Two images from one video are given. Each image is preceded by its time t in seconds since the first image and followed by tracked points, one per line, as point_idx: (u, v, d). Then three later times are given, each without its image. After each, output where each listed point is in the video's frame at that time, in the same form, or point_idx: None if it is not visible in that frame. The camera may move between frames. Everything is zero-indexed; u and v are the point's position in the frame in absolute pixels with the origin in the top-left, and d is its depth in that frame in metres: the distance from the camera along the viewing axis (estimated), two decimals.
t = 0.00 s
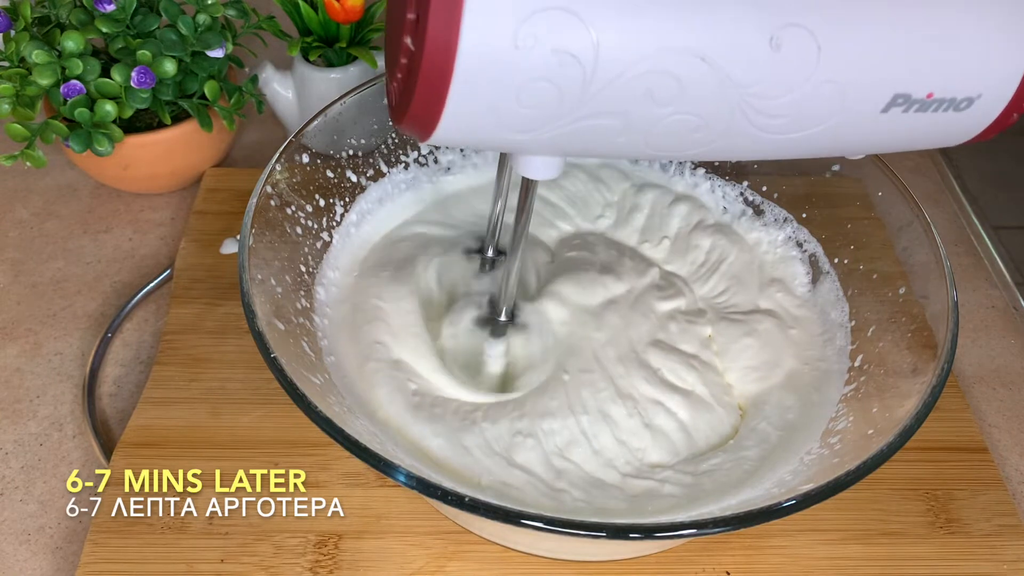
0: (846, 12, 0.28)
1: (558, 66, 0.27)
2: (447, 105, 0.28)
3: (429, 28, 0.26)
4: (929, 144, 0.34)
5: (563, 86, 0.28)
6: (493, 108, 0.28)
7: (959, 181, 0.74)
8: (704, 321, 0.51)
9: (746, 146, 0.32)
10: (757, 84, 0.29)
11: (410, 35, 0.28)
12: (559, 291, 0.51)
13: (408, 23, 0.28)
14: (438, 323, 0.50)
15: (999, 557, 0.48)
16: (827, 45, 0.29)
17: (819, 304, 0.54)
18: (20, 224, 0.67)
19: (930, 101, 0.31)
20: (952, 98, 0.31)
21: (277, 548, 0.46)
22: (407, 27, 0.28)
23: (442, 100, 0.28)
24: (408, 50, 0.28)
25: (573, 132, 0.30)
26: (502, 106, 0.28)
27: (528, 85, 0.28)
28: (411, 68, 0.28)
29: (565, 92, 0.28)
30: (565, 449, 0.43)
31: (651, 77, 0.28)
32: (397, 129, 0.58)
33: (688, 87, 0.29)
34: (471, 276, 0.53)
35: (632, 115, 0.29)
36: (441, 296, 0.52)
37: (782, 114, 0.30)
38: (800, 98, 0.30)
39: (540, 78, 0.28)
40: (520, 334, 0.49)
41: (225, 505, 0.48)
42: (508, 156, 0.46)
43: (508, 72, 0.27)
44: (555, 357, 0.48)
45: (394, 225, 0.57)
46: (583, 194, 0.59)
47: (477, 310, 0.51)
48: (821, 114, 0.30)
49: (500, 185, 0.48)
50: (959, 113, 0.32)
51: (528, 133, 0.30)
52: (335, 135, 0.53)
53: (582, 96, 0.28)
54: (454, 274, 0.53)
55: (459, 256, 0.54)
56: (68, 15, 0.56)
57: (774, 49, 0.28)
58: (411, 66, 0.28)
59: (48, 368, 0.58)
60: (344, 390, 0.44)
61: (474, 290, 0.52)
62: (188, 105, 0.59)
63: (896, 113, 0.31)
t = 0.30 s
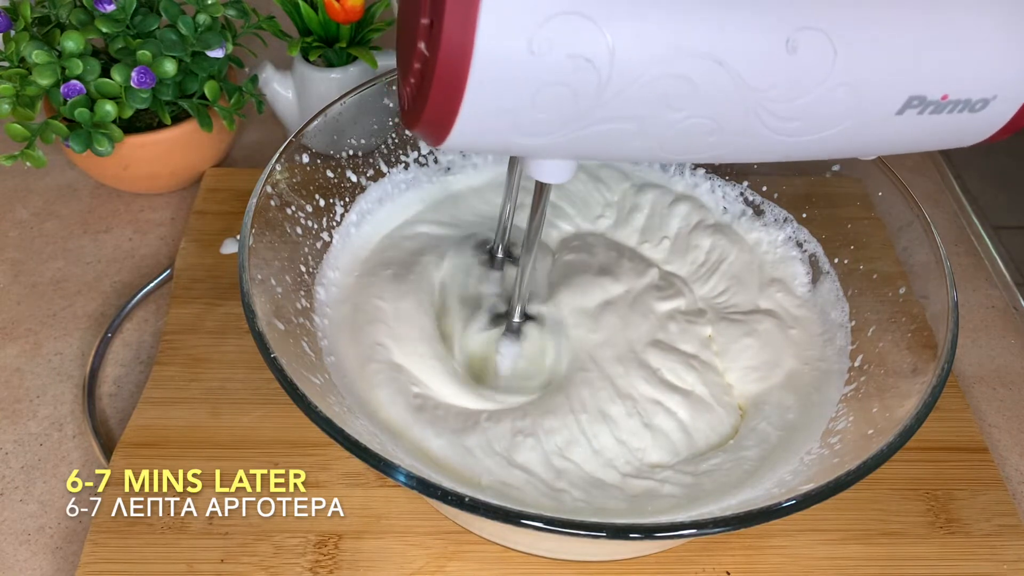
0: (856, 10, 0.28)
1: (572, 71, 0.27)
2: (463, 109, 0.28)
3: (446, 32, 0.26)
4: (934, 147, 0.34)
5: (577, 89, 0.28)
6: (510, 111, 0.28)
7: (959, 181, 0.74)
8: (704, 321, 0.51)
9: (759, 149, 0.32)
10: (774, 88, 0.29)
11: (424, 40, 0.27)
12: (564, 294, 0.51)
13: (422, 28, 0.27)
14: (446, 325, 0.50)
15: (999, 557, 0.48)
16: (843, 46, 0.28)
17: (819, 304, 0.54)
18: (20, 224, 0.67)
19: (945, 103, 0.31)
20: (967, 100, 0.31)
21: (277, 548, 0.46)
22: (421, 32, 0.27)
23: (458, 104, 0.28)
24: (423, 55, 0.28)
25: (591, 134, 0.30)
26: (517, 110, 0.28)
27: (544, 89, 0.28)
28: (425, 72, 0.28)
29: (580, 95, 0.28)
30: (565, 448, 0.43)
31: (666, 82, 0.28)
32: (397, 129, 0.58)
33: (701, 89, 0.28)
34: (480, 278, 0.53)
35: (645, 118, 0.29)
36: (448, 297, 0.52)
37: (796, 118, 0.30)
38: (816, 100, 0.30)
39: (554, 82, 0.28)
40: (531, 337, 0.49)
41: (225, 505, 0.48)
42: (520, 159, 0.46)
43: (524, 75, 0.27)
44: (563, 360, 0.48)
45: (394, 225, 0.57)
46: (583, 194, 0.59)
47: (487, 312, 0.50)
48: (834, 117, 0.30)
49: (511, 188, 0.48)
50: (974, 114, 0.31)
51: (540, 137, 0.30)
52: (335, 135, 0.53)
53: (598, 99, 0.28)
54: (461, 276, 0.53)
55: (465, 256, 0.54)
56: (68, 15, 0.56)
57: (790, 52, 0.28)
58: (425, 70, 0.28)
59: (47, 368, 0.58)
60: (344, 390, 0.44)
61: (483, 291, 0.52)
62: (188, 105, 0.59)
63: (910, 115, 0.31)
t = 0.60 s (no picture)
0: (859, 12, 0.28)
1: (575, 68, 0.27)
2: (465, 104, 0.28)
3: (448, 27, 0.26)
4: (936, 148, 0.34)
5: (580, 87, 0.28)
6: (510, 111, 0.28)
7: (959, 182, 0.74)
8: (703, 321, 0.51)
9: (763, 150, 0.32)
10: (777, 88, 0.29)
11: (427, 36, 0.27)
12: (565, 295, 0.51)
13: (425, 24, 0.27)
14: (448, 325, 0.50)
15: (999, 557, 0.48)
16: (846, 45, 0.28)
17: (818, 305, 0.54)
18: (20, 224, 0.67)
19: (949, 104, 0.31)
20: (971, 101, 0.31)
21: (277, 548, 0.46)
22: (423, 28, 0.28)
23: (460, 99, 0.28)
24: (425, 51, 0.28)
25: (591, 133, 0.30)
26: (519, 109, 0.28)
27: (545, 87, 0.28)
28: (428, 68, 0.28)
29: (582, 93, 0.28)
30: (565, 448, 0.43)
31: (668, 81, 0.28)
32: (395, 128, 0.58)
33: (704, 90, 0.28)
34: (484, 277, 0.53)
35: (647, 116, 0.29)
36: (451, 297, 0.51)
37: (801, 118, 0.30)
38: (818, 101, 0.29)
39: (556, 80, 0.28)
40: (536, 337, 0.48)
41: (225, 505, 0.48)
42: (524, 159, 0.46)
43: (526, 73, 0.27)
44: (565, 362, 0.48)
45: (394, 226, 0.57)
46: (583, 193, 0.59)
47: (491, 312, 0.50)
48: (836, 117, 0.30)
49: (514, 189, 0.48)
50: (978, 115, 0.31)
51: (543, 135, 0.30)
52: (335, 135, 0.53)
53: (600, 97, 0.28)
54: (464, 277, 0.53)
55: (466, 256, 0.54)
56: (68, 15, 0.56)
57: (793, 52, 0.28)
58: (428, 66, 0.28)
59: (47, 368, 0.58)
60: (344, 390, 0.44)
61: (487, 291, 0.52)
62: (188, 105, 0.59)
63: (914, 116, 0.31)
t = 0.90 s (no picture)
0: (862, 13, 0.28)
1: (596, 69, 0.27)
2: (486, 102, 0.28)
3: (470, 26, 0.26)
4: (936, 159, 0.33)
5: (599, 88, 0.28)
6: (527, 111, 0.28)
7: (959, 182, 0.74)
8: (702, 321, 0.51)
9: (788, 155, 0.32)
10: (799, 91, 0.29)
11: (448, 36, 0.28)
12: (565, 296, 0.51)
13: (447, 23, 0.27)
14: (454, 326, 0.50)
15: (999, 557, 0.48)
16: (868, 51, 0.28)
17: (818, 305, 0.54)
18: (20, 224, 0.67)
19: (971, 113, 0.31)
20: (994, 110, 0.31)
21: (277, 548, 0.46)
22: (445, 28, 0.28)
23: (481, 97, 0.28)
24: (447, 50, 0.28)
25: (615, 133, 0.30)
26: (536, 110, 0.28)
27: (564, 87, 0.28)
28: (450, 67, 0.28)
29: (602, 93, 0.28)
30: (565, 448, 0.43)
31: (688, 83, 0.28)
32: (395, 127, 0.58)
33: (725, 93, 0.28)
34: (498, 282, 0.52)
35: (668, 118, 0.29)
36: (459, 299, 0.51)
37: (822, 123, 0.30)
38: (840, 106, 0.29)
39: (576, 79, 0.28)
40: (548, 340, 0.48)
41: (225, 505, 0.48)
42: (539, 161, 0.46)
43: (547, 74, 0.27)
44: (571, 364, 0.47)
45: (394, 225, 0.57)
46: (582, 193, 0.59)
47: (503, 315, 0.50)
48: (858, 122, 0.30)
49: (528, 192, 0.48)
50: (1000, 125, 0.31)
51: (563, 135, 0.30)
52: (335, 135, 0.53)
53: (621, 98, 0.28)
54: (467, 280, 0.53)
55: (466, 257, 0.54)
56: (68, 15, 0.56)
57: (814, 56, 0.28)
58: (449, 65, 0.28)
59: (47, 368, 0.58)
60: (344, 390, 0.44)
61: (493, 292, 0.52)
62: (188, 105, 0.59)
63: (936, 124, 0.31)
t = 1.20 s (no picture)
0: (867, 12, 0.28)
1: (624, 83, 0.27)
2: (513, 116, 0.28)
3: (495, 41, 0.26)
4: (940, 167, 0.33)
5: (628, 103, 0.28)
6: (557, 130, 0.28)
7: (959, 182, 0.73)
8: (702, 321, 0.51)
9: (814, 166, 0.32)
10: (828, 102, 0.28)
11: (473, 51, 0.27)
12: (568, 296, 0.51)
13: (471, 39, 0.27)
14: (457, 327, 0.50)
15: (999, 556, 0.48)
16: (898, 60, 0.28)
17: (818, 305, 0.54)
18: (20, 224, 0.67)
19: (1004, 119, 0.30)
20: None
21: (277, 548, 0.46)
22: (469, 43, 0.27)
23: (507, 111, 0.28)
24: (472, 65, 0.28)
25: (640, 148, 0.30)
26: (565, 126, 0.28)
27: (591, 105, 0.28)
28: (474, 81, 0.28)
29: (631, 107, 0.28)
30: (565, 448, 0.43)
31: (717, 96, 0.28)
32: (394, 127, 0.58)
33: (755, 109, 0.28)
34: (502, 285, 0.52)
35: (698, 133, 0.29)
36: (464, 300, 0.51)
37: (851, 134, 0.30)
38: (871, 116, 0.29)
39: (605, 95, 0.27)
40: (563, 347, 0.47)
41: (225, 505, 0.48)
42: (563, 173, 0.45)
43: (577, 89, 0.27)
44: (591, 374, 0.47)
45: (393, 225, 0.57)
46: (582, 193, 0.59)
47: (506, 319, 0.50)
48: (888, 131, 0.30)
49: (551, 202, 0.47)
50: None
51: (590, 151, 0.30)
52: (335, 135, 0.53)
53: (649, 113, 0.28)
54: (469, 282, 0.53)
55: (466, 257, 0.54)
56: (68, 15, 0.56)
57: (846, 67, 0.28)
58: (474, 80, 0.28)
59: (48, 367, 0.58)
60: (343, 390, 0.44)
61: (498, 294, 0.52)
62: (189, 105, 0.59)
63: (967, 132, 0.31)
